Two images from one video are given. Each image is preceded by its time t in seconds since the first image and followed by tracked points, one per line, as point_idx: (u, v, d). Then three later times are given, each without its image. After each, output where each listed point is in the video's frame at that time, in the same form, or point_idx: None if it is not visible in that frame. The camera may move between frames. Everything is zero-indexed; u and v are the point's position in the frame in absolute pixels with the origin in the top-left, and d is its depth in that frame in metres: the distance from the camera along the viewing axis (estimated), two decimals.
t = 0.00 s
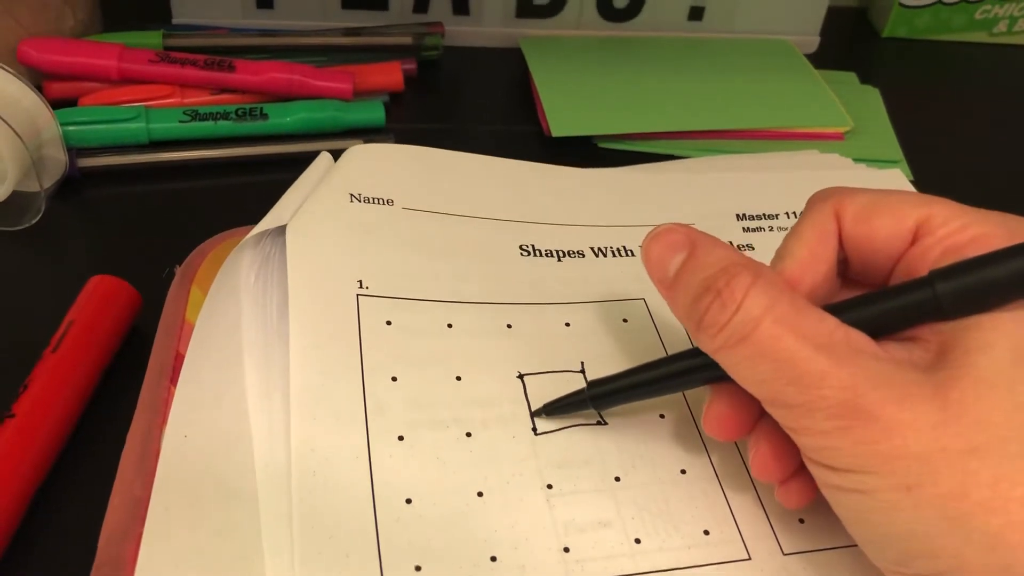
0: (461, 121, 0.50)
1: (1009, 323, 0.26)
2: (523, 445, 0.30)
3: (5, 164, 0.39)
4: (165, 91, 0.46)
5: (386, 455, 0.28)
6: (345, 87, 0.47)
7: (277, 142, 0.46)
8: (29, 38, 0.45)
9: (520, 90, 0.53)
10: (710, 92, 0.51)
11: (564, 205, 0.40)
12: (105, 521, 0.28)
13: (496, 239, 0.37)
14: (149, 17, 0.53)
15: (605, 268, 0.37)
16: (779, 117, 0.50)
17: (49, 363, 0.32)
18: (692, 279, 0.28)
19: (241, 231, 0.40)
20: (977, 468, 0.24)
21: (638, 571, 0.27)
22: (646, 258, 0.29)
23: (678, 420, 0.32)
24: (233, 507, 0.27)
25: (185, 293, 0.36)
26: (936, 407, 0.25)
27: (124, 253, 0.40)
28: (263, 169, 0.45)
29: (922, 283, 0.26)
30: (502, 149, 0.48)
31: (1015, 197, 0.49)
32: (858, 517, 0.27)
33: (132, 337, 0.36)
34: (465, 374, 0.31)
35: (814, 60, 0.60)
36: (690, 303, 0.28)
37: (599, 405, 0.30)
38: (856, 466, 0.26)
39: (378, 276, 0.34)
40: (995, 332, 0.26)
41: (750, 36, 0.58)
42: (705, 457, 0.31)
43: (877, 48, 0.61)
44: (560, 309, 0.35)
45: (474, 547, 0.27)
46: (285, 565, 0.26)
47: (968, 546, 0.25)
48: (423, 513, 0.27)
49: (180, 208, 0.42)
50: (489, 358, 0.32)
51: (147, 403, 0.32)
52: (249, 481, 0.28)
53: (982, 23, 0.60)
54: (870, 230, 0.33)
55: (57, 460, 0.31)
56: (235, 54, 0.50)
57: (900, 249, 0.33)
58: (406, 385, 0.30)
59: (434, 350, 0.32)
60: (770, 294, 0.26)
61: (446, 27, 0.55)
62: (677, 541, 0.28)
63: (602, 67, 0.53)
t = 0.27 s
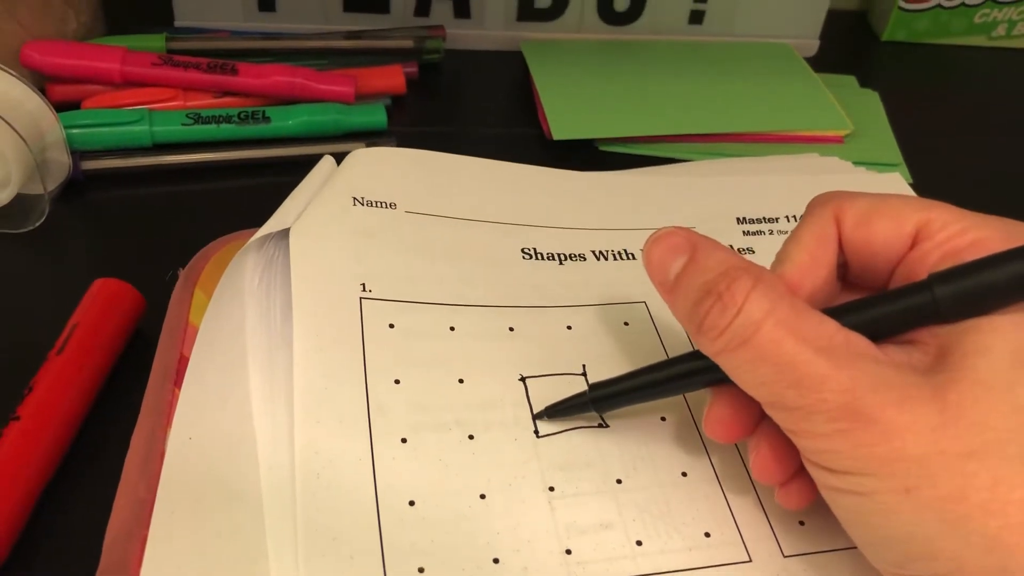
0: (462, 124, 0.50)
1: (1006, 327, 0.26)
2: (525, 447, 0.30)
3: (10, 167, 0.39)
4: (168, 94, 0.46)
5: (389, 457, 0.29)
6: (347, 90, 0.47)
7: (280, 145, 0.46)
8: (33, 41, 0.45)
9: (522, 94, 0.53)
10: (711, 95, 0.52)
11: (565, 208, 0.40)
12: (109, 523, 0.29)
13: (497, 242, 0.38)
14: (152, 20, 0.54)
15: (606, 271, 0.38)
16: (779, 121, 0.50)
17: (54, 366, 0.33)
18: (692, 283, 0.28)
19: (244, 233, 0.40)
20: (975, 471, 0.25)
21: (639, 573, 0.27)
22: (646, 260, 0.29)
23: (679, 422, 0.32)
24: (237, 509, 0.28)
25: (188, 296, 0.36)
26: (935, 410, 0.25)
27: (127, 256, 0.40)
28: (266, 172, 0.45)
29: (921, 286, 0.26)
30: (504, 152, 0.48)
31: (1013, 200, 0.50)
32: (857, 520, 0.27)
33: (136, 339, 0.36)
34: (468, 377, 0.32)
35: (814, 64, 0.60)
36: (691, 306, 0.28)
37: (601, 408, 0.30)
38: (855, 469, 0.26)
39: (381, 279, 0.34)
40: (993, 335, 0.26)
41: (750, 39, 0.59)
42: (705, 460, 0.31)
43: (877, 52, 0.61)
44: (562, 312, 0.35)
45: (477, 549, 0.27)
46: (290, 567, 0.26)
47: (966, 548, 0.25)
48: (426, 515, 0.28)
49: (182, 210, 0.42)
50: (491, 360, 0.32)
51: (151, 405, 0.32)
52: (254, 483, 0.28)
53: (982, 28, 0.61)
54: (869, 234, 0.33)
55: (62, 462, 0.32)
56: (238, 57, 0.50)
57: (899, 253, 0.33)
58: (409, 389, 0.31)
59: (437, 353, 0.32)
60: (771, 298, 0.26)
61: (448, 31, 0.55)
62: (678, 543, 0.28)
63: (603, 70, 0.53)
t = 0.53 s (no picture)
0: (460, 125, 0.50)
1: (1004, 327, 0.26)
2: (523, 448, 0.30)
3: (7, 168, 0.39)
4: (166, 94, 0.46)
5: (387, 459, 0.29)
6: (345, 91, 0.47)
7: (278, 145, 0.46)
8: (31, 41, 0.45)
9: (521, 94, 0.53)
10: (709, 95, 0.52)
11: (563, 209, 0.40)
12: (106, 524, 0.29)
13: (496, 242, 0.37)
14: (151, 20, 0.54)
15: (605, 272, 0.38)
16: (778, 121, 0.50)
17: (51, 367, 0.33)
18: (690, 283, 0.28)
19: (242, 234, 0.40)
20: (972, 471, 0.25)
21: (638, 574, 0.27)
22: (645, 262, 0.29)
23: (678, 423, 0.32)
24: (234, 510, 0.28)
25: (186, 296, 0.36)
26: (932, 410, 0.25)
27: (125, 256, 0.40)
28: (264, 172, 0.45)
29: (918, 286, 0.26)
30: (502, 152, 0.48)
31: (1012, 200, 0.50)
32: (854, 520, 0.27)
33: (133, 340, 0.36)
34: (466, 377, 0.32)
35: (813, 64, 0.60)
36: (688, 307, 0.28)
37: (599, 409, 0.30)
38: (853, 469, 0.26)
39: (379, 280, 0.34)
40: (990, 335, 0.26)
41: (749, 39, 0.59)
42: (704, 460, 0.31)
43: (875, 52, 0.61)
44: (560, 312, 0.35)
45: (474, 549, 0.27)
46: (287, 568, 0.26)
47: (963, 548, 0.25)
48: (424, 516, 0.27)
49: (180, 210, 0.42)
50: (490, 361, 0.32)
51: (149, 406, 0.32)
52: (251, 484, 0.28)
53: (980, 28, 0.61)
54: (866, 234, 0.33)
55: (59, 463, 0.31)
56: (236, 58, 0.50)
57: (896, 253, 0.33)
58: (407, 389, 0.31)
59: (435, 354, 0.32)
60: (768, 298, 0.26)
61: (447, 31, 0.55)
62: (677, 544, 0.28)
63: (602, 70, 0.53)
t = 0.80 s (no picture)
0: (459, 123, 0.50)
1: (999, 323, 0.26)
2: (522, 446, 0.30)
3: (7, 167, 0.39)
4: (166, 93, 0.46)
5: (387, 456, 0.29)
6: (345, 89, 0.47)
7: (277, 144, 0.46)
8: (30, 40, 0.45)
9: (520, 92, 0.53)
10: (708, 93, 0.52)
11: (562, 208, 0.41)
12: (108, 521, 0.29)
13: (494, 241, 0.38)
14: (151, 19, 0.54)
15: (603, 271, 0.38)
16: (776, 120, 0.50)
17: (52, 365, 0.33)
18: (684, 284, 0.28)
19: (241, 232, 0.40)
20: (966, 468, 0.25)
21: (636, 570, 0.27)
22: (641, 262, 0.29)
23: (676, 420, 0.32)
24: (235, 507, 0.28)
25: (186, 294, 0.36)
26: (926, 407, 0.25)
27: (124, 255, 0.40)
28: (263, 171, 0.45)
29: (914, 284, 0.26)
30: (502, 151, 0.48)
31: (1009, 198, 0.50)
32: (850, 517, 0.27)
33: (134, 338, 0.36)
34: (465, 375, 0.32)
35: (811, 63, 0.60)
36: (683, 308, 0.28)
37: (596, 407, 0.30)
38: (848, 466, 0.26)
39: (378, 279, 0.34)
40: (985, 332, 0.26)
41: (748, 38, 0.59)
42: (703, 458, 0.31)
43: (874, 51, 0.61)
44: (559, 311, 0.35)
45: (473, 546, 0.27)
46: (287, 565, 0.26)
47: (957, 545, 0.25)
48: (424, 514, 0.28)
49: (180, 209, 0.43)
50: (488, 359, 0.33)
51: (149, 403, 0.32)
52: (252, 481, 0.28)
53: (979, 26, 0.61)
54: (861, 232, 0.33)
55: (60, 460, 0.32)
56: (235, 57, 0.50)
57: (892, 251, 0.33)
58: (406, 388, 0.31)
59: (435, 352, 0.32)
60: (761, 299, 0.27)
61: (446, 30, 0.55)
62: (676, 540, 0.28)
63: (601, 69, 0.53)
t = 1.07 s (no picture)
0: (458, 122, 0.50)
1: (998, 322, 0.26)
2: (520, 446, 0.30)
3: (6, 167, 0.39)
4: (164, 92, 0.46)
5: (386, 457, 0.29)
6: (344, 88, 0.47)
7: (276, 143, 0.46)
8: (29, 39, 0.45)
9: (519, 92, 0.53)
10: (708, 92, 0.52)
11: (561, 208, 0.40)
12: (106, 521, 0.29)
13: (493, 240, 0.37)
14: (149, 19, 0.54)
15: (602, 270, 0.38)
16: (776, 119, 0.50)
17: (49, 364, 0.33)
18: (682, 285, 0.28)
19: (240, 232, 0.40)
20: (965, 466, 0.25)
21: (634, 571, 0.27)
22: (642, 263, 0.30)
23: (675, 420, 0.32)
24: (233, 507, 0.28)
25: (184, 293, 0.36)
26: (925, 406, 0.25)
27: (121, 254, 0.40)
28: (262, 170, 0.45)
29: (913, 283, 0.26)
30: (501, 150, 0.48)
31: (1009, 197, 0.50)
32: (849, 517, 0.27)
33: (132, 337, 0.36)
34: (464, 375, 0.32)
35: (811, 62, 0.60)
36: (680, 309, 0.28)
37: (596, 407, 0.30)
38: (847, 465, 0.26)
39: (376, 279, 0.34)
40: (984, 330, 0.26)
41: (747, 37, 0.59)
42: (702, 457, 0.31)
43: (874, 50, 0.61)
44: (558, 310, 0.35)
45: (472, 546, 0.27)
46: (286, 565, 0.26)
47: (955, 545, 0.25)
48: (422, 514, 0.27)
49: (178, 208, 0.42)
50: (487, 359, 0.32)
51: (147, 403, 0.32)
52: (250, 481, 0.28)
53: (979, 25, 0.61)
54: (861, 231, 0.33)
55: (57, 460, 0.31)
56: (234, 56, 0.50)
57: (892, 250, 0.33)
58: (404, 388, 0.31)
59: (433, 351, 0.32)
60: (758, 300, 0.26)
61: (445, 29, 0.55)
62: (675, 540, 0.28)
63: (600, 68, 0.53)
